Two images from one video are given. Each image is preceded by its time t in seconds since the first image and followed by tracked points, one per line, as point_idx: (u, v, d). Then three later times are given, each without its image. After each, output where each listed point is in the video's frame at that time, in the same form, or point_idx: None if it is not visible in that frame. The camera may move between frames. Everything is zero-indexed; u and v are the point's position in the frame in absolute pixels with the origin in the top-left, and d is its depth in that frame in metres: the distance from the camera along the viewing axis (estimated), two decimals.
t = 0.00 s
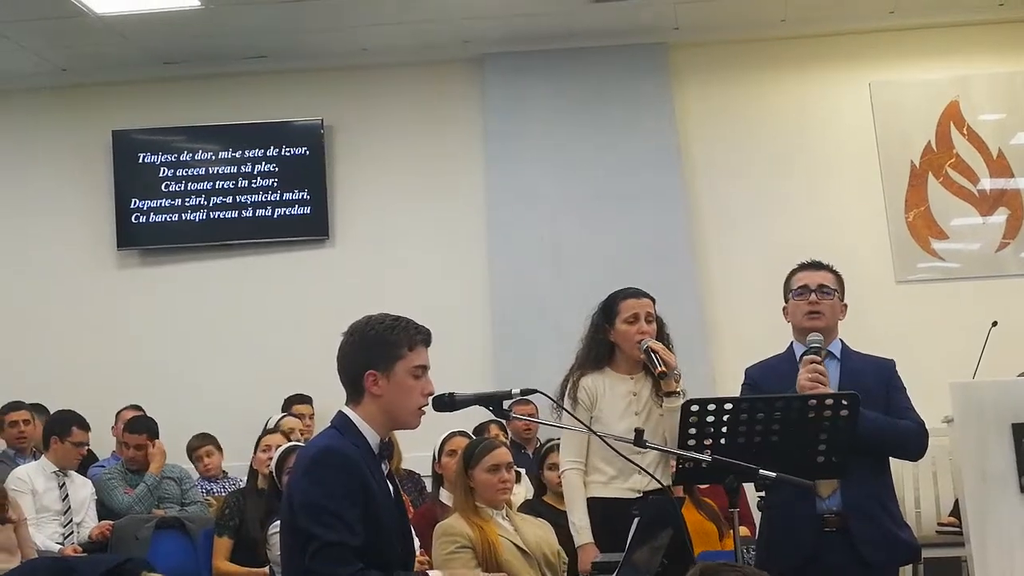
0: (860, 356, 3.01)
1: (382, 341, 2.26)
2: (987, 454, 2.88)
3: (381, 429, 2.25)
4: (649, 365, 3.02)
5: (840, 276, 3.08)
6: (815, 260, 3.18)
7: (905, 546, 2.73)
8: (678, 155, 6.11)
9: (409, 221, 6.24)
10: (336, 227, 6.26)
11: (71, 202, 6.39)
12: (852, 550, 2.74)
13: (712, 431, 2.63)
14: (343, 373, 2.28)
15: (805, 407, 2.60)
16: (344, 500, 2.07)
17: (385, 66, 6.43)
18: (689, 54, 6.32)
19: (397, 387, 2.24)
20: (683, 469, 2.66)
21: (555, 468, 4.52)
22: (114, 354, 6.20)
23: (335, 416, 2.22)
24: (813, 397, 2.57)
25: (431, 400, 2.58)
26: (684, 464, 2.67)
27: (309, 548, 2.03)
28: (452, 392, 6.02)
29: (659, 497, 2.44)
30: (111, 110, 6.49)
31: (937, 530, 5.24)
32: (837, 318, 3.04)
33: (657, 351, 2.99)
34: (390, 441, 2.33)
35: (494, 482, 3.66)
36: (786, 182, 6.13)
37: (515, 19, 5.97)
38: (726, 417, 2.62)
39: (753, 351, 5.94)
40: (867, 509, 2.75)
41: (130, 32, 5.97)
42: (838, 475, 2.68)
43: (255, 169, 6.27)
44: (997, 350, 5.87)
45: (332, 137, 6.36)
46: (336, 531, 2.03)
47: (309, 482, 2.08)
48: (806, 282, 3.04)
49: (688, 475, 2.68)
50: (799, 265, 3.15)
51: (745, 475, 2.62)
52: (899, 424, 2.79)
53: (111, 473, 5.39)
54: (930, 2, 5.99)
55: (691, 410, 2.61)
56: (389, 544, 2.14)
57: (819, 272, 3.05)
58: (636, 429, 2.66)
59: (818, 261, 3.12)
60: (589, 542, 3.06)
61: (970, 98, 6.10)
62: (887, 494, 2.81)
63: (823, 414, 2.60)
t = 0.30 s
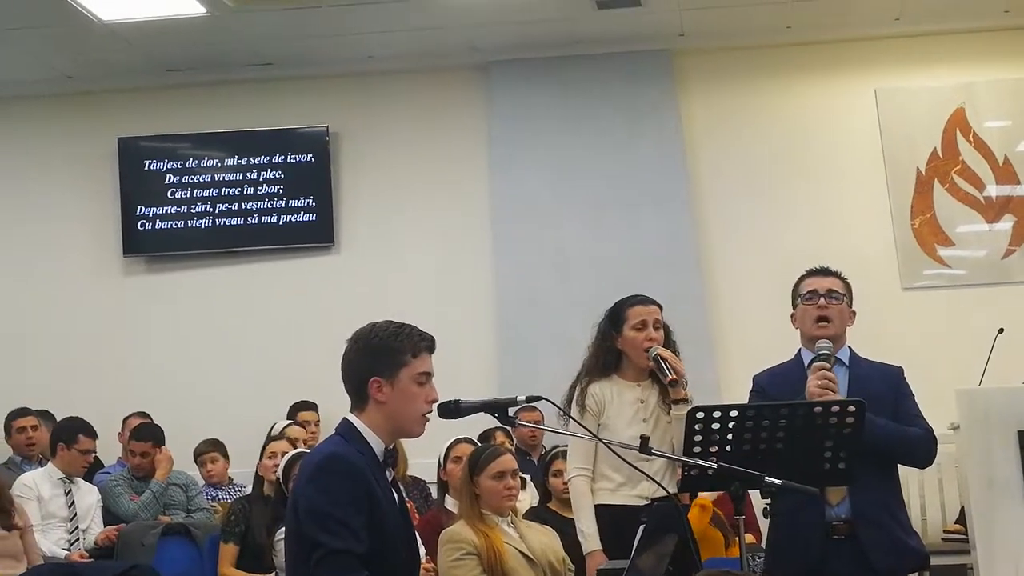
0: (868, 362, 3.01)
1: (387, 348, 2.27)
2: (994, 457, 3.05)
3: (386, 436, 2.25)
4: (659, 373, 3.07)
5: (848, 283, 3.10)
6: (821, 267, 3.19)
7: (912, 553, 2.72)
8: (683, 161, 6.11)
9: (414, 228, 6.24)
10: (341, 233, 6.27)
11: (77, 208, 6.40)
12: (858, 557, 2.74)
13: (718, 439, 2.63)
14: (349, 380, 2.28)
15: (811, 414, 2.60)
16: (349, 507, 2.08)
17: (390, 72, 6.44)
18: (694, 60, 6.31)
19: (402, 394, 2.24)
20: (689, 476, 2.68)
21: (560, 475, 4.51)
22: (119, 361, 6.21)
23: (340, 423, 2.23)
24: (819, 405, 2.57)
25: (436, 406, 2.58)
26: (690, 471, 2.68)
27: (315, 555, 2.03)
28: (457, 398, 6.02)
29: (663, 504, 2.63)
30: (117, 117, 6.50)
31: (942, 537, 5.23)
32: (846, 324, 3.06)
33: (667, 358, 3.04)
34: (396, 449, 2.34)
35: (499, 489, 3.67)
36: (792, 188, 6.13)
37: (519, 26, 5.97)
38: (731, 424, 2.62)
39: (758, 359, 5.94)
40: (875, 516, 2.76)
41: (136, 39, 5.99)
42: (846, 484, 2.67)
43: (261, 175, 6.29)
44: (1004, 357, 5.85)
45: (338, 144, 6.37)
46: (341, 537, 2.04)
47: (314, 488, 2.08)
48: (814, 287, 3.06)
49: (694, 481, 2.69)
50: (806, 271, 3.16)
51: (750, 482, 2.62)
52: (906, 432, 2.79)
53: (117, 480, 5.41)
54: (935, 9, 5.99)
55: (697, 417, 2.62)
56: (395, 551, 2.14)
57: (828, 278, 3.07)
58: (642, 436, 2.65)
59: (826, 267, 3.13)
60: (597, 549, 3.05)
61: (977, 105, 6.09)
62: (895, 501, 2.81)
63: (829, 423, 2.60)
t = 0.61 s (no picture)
0: (879, 363, 3.01)
1: (395, 351, 2.27)
2: (1000, 457, 3.10)
3: (394, 439, 2.26)
4: (668, 374, 3.07)
5: (858, 283, 3.09)
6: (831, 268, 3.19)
7: (923, 554, 2.71)
8: (690, 163, 6.10)
9: (421, 231, 6.25)
10: (349, 236, 6.27)
11: (85, 212, 6.41)
12: (870, 558, 2.75)
13: (726, 440, 2.62)
14: (356, 383, 2.29)
15: (818, 415, 2.60)
16: (358, 508, 2.08)
17: (396, 76, 6.44)
18: (701, 62, 6.31)
19: (410, 397, 2.24)
20: (698, 478, 2.67)
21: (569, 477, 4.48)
22: (127, 365, 6.22)
23: (348, 426, 2.23)
24: (828, 406, 2.57)
25: (444, 409, 2.60)
26: (698, 473, 2.68)
27: (326, 558, 2.04)
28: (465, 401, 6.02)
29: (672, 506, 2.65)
30: (124, 121, 6.51)
31: (951, 539, 5.22)
32: (857, 325, 3.05)
33: (676, 360, 3.04)
34: (404, 452, 2.34)
35: (507, 492, 3.66)
36: (800, 190, 6.12)
37: (526, 28, 5.97)
38: (740, 426, 2.61)
39: (766, 360, 5.94)
40: (886, 516, 2.75)
41: (144, 43, 6.00)
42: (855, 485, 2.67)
43: (269, 179, 6.30)
44: (1012, 358, 5.84)
45: (345, 147, 6.38)
46: (351, 538, 2.04)
47: (322, 491, 2.09)
48: (824, 287, 3.05)
49: (703, 483, 2.69)
50: (816, 273, 3.16)
51: (759, 484, 2.62)
52: (916, 431, 2.78)
53: (126, 484, 5.39)
54: (942, 10, 5.98)
55: (704, 419, 2.61)
56: (404, 551, 2.14)
57: (838, 277, 3.06)
58: (649, 439, 2.63)
59: (836, 268, 3.13)
60: (609, 551, 3.04)
61: (984, 106, 6.09)
62: (907, 501, 2.80)
63: (838, 424, 2.60)
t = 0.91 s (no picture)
0: (890, 362, 3.01)
1: (403, 352, 2.26)
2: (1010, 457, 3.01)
3: (401, 439, 2.26)
4: (674, 373, 3.07)
5: (867, 282, 3.09)
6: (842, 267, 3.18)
7: (936, 553, 2.70)
8: (696, 162, 6.10)
9: (428, 230, 6.25)
10: (356, 237, 6.28)
11: (93, 214, 6.43)
12: (882, 556, 2.75)
13: (733, 439, 2.62)
14: (363, 384, 2.29)
15: (825, 414, 2.60)
16: (366, 510, 2.09)
17: (402, 76, 6.44)
18: (707, 61, 6.31)
19: (417, 398, 2.24)
20: (705, 477, 2.67)
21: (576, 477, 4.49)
22: (133, 366, 6.23)
23: (355, 426, 2.23)
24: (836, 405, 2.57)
25: (451, 408, 2.59)
26: (705, 472, 2.67)
27: (334, 560, 2.05)
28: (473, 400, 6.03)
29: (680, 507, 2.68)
30: (131, 122, 6.52)
31: (959, 537, 5.21)
32: (867, 323, 3.05)
33: (684, 359, 3.02)
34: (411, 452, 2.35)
35: (508, 489, 3.68)
36: (807, 189, 6.12)
37: (531, 28, 5.98)
38: (747, 425, 2.62)
39: (774, 359, 5.93)
40: (897, 514, 2.75)
41: (151, 44, 6.01)
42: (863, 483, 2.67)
43: (276, 179, 6.31)
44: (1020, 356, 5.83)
45: (352, 148, 6.38)
46: (359, 540, 2.05)
47: (330, 493, 2.09)
48: (834, 286, 3.05)
49: (709, 482, 2.69)
50: (827, 271, 3.15)
51: (766, 483, 2.62)
52: (927, 428, 2.78)
53: (134, 484, 5.40)
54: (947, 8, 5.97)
55: (712, 418, 2.61)
56: (411, 552, 2.15)
57: (848, 275, 3.06)
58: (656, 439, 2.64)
59: (846, 267, 3.13)
60: (616, 550, 3.05)
61: (992, 104, 6.08)
62: (918, 499, 2.79)
63: (845, 422, 2.60)
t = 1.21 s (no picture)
0: (902, 361, 3.01)
1: (409, 349, 2.26)
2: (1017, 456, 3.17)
3: (409, 436, 2.26)
4: (678, 373, 3.08)
5: (880, 280, 3.09)
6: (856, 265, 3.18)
7: (949, 552, 2.70)
8: (703, 161, 6.10)
9: (435, 229, 6.25)
10: (363, 236, 6.28)
11: (101, 213, 6.43)
12: (894, 555, 2.75)
13: (741, 438, 2.63)
14: (369, 381, 2.29)
15: (833, 413, 2.60)
16: (377, 505, 2.09)
17: (409, 75, 6.44)
18: (714, 60, 6.30)
19: (424, 395, 2.24)
20: (713, 476, 2.67)
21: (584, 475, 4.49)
22: (141, 365, 6.25)
23: (363, 424, 2.23)
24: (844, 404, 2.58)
25: (457, 407, 2.57)
26: (712, 472, 2.68)
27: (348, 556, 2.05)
28: (480, 399, 6.03)
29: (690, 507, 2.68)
30: (140, 122, 6.53)
31: (967, 536, 5.20)
32: (878, 321, 3.04)
33: (685, 358, 3.06)
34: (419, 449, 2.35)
35: (513, 486, 3.67)
36: (814, 187, 6.12)
37: (538, 27, 5.98)
38: (755, 424, 2.63)
39: (781, 358, 5.94)
40: (909, 513, 2.75)
41: (159, 44, 6.01)
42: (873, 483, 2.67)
43: (284, 179, 6.32)
44: None
45: (360, 147, 6.39)
46: (372, 535, 2.06)
47: (340, 490, 2.10)
48: (846, 284, 3.05)
49: (717, 481, 2.69)
50: (839, 270, 3.16)
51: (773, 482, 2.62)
52: (939, 427, 2.77)
53: (142, 484, 5.41)
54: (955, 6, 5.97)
55: (719, 417, 2.63)
56: (422, 545, 2.17)
57: (860, 274, 3.06)
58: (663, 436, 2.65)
59: (859, 265, 3.13)
60: (620, 549, 3.04)
61: (1000, 102, 6.08)
62: (931, 498, 2.79)
63: (853, 422, 2.60)
